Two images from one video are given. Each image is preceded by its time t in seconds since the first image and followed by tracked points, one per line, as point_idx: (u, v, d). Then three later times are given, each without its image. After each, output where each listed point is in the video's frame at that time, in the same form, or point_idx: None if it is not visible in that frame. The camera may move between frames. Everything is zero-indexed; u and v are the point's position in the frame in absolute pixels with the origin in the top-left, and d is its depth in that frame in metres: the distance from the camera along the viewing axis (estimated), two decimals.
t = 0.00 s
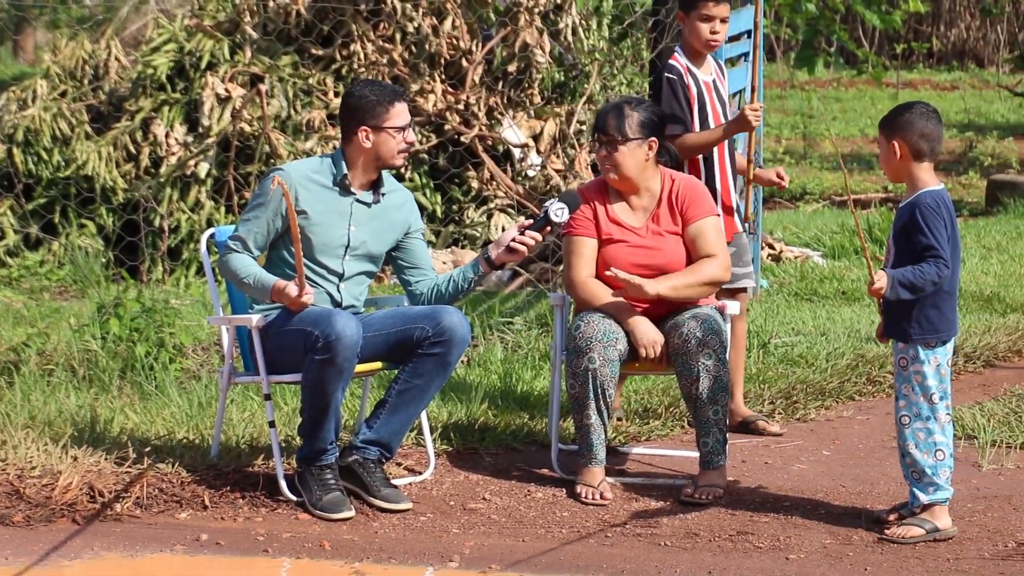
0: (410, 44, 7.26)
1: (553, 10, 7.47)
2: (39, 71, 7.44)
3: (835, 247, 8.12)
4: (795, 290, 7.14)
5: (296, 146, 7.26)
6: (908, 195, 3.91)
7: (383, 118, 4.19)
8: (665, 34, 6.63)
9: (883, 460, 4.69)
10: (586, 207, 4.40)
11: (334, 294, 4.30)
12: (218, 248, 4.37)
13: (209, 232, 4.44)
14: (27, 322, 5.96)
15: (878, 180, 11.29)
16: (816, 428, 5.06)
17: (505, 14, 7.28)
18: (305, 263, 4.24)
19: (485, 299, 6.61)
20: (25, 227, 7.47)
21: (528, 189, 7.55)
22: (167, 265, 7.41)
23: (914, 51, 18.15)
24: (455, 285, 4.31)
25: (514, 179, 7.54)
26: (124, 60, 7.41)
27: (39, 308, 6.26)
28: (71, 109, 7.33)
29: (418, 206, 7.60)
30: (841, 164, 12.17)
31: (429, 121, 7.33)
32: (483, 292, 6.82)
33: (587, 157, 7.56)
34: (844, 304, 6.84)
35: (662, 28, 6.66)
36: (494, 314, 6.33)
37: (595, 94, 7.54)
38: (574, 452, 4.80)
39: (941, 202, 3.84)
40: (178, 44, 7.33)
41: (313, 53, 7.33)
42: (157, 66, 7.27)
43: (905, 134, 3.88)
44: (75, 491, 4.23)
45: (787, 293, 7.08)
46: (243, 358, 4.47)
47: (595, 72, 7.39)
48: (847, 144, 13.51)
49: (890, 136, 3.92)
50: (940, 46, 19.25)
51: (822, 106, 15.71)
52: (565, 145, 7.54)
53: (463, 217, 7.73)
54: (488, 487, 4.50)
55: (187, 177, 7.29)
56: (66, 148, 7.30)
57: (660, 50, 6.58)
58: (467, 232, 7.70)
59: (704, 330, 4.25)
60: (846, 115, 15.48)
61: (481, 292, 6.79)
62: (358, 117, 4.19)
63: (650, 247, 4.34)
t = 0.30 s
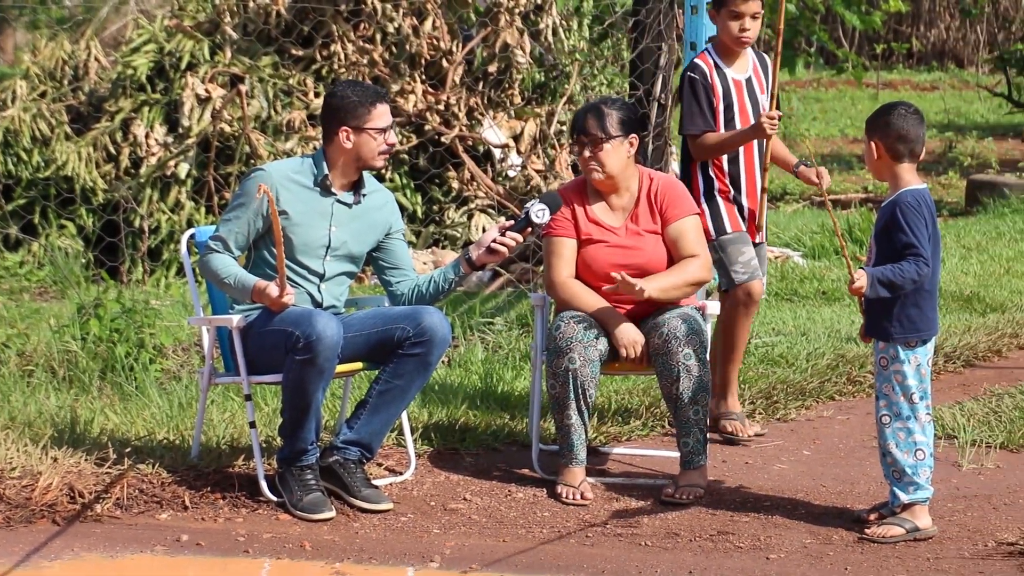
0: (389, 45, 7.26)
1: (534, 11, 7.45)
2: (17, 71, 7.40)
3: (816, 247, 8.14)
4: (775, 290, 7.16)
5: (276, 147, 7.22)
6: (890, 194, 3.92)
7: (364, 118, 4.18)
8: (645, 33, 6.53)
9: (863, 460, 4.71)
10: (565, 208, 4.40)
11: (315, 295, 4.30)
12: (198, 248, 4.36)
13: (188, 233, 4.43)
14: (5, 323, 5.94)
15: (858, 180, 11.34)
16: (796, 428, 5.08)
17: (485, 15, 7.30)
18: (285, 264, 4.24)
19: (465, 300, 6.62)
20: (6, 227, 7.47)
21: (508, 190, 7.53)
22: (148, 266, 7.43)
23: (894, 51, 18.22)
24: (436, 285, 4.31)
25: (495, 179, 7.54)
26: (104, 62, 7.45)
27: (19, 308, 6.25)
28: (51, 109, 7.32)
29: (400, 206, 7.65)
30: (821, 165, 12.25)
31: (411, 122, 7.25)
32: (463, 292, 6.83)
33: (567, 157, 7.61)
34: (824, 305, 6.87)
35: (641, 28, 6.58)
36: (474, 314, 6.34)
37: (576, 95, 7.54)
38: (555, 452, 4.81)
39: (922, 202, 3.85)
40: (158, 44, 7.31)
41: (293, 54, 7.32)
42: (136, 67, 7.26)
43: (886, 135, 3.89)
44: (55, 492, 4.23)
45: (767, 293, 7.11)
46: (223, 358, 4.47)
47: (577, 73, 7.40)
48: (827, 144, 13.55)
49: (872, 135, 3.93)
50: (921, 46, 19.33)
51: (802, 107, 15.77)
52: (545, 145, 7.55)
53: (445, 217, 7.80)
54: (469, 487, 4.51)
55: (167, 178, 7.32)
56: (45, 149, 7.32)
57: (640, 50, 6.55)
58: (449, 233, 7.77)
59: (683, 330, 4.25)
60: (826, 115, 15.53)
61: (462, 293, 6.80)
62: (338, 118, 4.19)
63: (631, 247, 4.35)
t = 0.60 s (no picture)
0: (373, 43, 7.32)
1: (517, 10, 7.53)
2: None
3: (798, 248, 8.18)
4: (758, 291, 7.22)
5: (259, 145, 7.30)
6: (877, 194, 3.91)
7: (349, 118, 4.18)
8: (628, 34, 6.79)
9: (845, 460, 4.72)
10: (549, 206, 4.40)
11: (298, 294, 4.30)
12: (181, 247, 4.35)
13: (171, 232, 4.42)
14: None
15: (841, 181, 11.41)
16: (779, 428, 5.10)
17: (468, 14, 7.40)
18: (269, 263, 4.23)
19: (448, 299, 6.63)
20: None
21: (491, 189, 7.57)
22: (131, 265, 7.37)
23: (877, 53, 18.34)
24: (419, 285, 4.31)
25: (478, 179, 7.58)
26: (87, 59, 7.38)
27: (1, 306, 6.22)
28: (34, 107, 7.27)
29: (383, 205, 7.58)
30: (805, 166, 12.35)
31: (394, 121, 7.32)
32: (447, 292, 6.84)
33: (551, 157, 7.68)
34: (808, 305, 6.91)
35: (624, 28, 6.77)
36: (457, 313, 6.35)
37: (559, 94, 7.71)
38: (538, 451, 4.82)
39: (909, 202, 3.84)
40: (141, 42, 7.30)
41: (277, 52, 7.38)
42: (120, 65, 7.22)
43: (873, 135, 3.89)
44: (37, 490, 4.22)
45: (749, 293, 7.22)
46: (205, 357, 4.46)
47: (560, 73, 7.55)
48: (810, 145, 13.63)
49: (859, 136, 3.94)
50: (905, 48, 19.46)
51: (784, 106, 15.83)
52: (529, 145, 7.63)
53: (427, 217, 7.72)
54: (452, 486, 4.51)
55: (150, 176, 7.30)
56: (28, 147, 7.26)
57: (624, 50, 6.79)
58: (432, 232, 7.69)
59: (666, 330, 4.24)
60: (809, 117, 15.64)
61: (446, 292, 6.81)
62: (323, 117, 4.18)
63: (614, 247, 4.35)
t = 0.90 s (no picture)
0: (361, 45, 7.34)
1: (505, 11, 7.54)
2: None
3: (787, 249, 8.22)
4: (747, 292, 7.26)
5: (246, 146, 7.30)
6: (868, 195, 3.89)
7: (337, 120, 4.18)
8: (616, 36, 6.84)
9: (833, 461, 4.73)
10: (538, 206, 4.41)
11: (286, 295, 4.30)
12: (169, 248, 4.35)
13: (159, 232, 4.42)
14: None
15: (828, 182, 11.48)
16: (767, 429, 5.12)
17: (456, 15, 7.42)
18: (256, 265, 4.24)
19: (436, 301, 6.63)
20: None
21: (479, 190, 7.57)
22: (118, 266, 7.38)
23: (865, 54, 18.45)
24: (407, 287, 4.31)
25: (466, 180, 7.58)
26: (75, 60, 7.37)
27: None
28: (21, 108, 7.26)
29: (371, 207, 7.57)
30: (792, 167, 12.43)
31: (382, 123, 7.32)
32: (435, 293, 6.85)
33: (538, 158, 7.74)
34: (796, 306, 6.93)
35: (612, 29, 6.83)
36: (446, 314, 6.35)
37: (547, 95, 7.70)
38: (526, 453, 4.83)
39: (900, 202, 3.81)
40: (128, 44, 7.29)
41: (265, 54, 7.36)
42: (108, 67, 7.22)
43: (864, 137, 3.88)
44: (25, 492, 4.21)
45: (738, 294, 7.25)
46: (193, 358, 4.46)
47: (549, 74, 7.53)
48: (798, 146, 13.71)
49: (848, 138, 3.93)
50: (895, 48, 19.57)
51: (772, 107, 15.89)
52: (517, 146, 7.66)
53: (415, 218, 7.77)
54: (440, 487, 4.51)
55: (138, 178, 7.32)
56: (16, 148, 7.26)
57: (613, 51, 6.83)
58: (419, 234, 7.76)
59: (655, 331, 4.25)
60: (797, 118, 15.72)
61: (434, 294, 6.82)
62: (311, 118, 4.18)
63: (602, 248, 4.34)
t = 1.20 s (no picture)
0: (355, 43, 7.33)
1: (499, 10, 7.55)
2: None
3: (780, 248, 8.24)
4: (739, 290, 7.28)
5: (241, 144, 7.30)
6: (865, 194, 3.89)
7: (331, 118, 4.17)
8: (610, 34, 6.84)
9: (826, 460, 4.74)
10: (533, 203, 4.41)
11: (279, 293, 4.29)
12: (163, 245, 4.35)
13: (152, 230, 4.41)
14: None
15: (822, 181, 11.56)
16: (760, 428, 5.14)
17: (451, 13, 7.41)
18: (251, 262, 4.24)
19: (428, 299, 6.61)
20: None
21: (472, 189, 7.64)
22: (111, 263, 7.39)
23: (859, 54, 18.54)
24: (401, 285, 4.31)
25: (459, 178, 7.64)
26: (68, 58, 7.38)
27: None
28: (14, 106, 7.25)
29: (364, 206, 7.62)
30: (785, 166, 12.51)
31: (375, 120, 7.33)
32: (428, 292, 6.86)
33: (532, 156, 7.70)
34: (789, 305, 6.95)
35: (607, 28, 6.86)
36: (438, 312, 6.36)
37: (541, 95, 7.67)
38: (518, 451, 4.84)
39: (898, 201, 3.81)
40: (122, 41, 7.30)
41: (258, 52, 7.37)
42: (101, 64, 7.21)
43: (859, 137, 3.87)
44: (17, 489, 4.21)
45: (731, 293, 7.25)
46: (187, 356, 4.46)
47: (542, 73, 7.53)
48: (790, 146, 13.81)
49: (843, 138, 3.92)
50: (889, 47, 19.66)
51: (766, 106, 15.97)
52: (510, 145, 7.65)
53: (408, 216, 7.76)
54: (433, 485, 4.51)
55: (131, 175, 7.32)
56: (9, 146, 7.24)
57: (606, 50, 6.86)
58: (413, 232, 7.74)
59: (648, 329, 4.25)
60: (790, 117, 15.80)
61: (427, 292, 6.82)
62: (305, 116, 4.17)
63: (596, 246, 4.34)
